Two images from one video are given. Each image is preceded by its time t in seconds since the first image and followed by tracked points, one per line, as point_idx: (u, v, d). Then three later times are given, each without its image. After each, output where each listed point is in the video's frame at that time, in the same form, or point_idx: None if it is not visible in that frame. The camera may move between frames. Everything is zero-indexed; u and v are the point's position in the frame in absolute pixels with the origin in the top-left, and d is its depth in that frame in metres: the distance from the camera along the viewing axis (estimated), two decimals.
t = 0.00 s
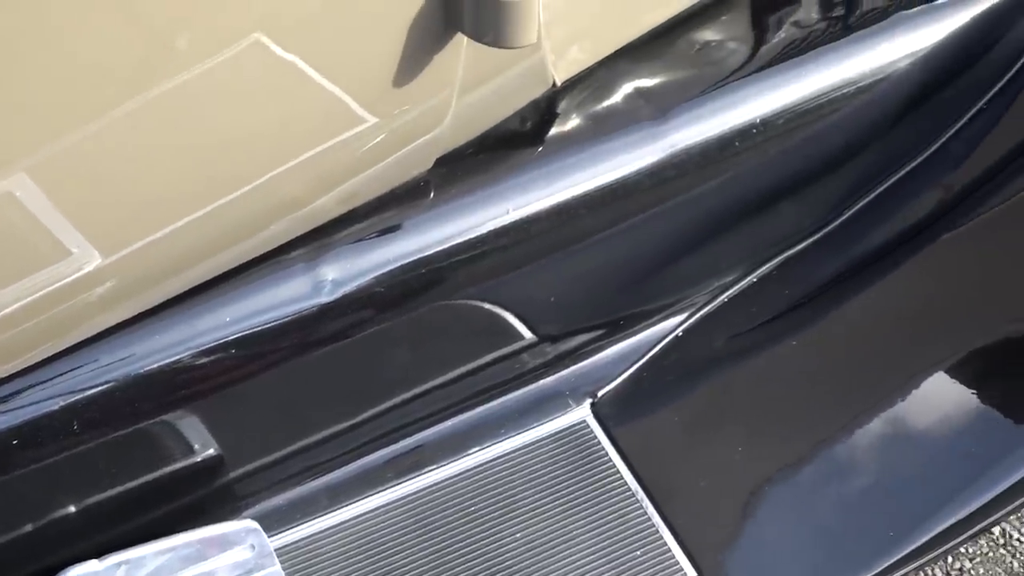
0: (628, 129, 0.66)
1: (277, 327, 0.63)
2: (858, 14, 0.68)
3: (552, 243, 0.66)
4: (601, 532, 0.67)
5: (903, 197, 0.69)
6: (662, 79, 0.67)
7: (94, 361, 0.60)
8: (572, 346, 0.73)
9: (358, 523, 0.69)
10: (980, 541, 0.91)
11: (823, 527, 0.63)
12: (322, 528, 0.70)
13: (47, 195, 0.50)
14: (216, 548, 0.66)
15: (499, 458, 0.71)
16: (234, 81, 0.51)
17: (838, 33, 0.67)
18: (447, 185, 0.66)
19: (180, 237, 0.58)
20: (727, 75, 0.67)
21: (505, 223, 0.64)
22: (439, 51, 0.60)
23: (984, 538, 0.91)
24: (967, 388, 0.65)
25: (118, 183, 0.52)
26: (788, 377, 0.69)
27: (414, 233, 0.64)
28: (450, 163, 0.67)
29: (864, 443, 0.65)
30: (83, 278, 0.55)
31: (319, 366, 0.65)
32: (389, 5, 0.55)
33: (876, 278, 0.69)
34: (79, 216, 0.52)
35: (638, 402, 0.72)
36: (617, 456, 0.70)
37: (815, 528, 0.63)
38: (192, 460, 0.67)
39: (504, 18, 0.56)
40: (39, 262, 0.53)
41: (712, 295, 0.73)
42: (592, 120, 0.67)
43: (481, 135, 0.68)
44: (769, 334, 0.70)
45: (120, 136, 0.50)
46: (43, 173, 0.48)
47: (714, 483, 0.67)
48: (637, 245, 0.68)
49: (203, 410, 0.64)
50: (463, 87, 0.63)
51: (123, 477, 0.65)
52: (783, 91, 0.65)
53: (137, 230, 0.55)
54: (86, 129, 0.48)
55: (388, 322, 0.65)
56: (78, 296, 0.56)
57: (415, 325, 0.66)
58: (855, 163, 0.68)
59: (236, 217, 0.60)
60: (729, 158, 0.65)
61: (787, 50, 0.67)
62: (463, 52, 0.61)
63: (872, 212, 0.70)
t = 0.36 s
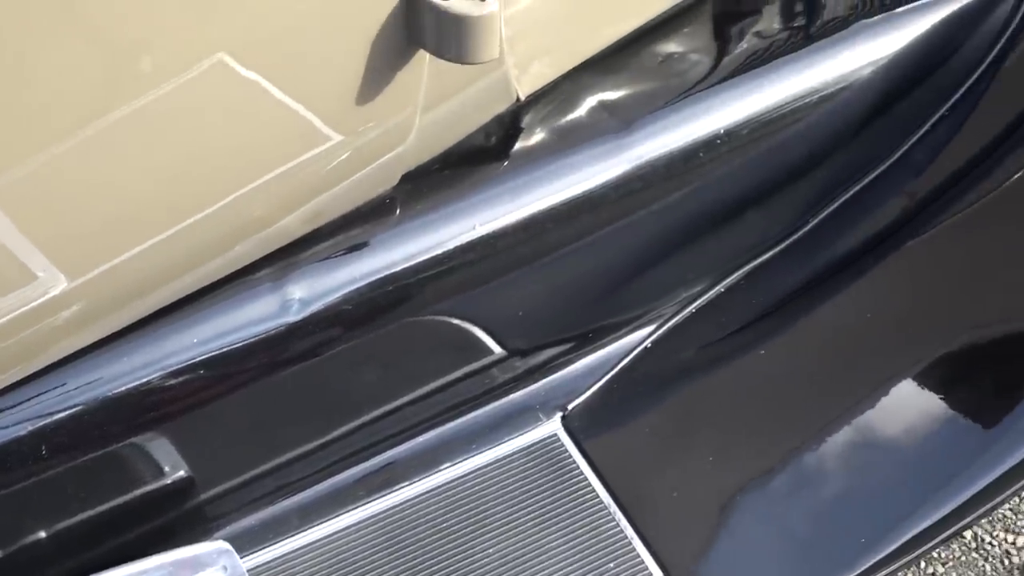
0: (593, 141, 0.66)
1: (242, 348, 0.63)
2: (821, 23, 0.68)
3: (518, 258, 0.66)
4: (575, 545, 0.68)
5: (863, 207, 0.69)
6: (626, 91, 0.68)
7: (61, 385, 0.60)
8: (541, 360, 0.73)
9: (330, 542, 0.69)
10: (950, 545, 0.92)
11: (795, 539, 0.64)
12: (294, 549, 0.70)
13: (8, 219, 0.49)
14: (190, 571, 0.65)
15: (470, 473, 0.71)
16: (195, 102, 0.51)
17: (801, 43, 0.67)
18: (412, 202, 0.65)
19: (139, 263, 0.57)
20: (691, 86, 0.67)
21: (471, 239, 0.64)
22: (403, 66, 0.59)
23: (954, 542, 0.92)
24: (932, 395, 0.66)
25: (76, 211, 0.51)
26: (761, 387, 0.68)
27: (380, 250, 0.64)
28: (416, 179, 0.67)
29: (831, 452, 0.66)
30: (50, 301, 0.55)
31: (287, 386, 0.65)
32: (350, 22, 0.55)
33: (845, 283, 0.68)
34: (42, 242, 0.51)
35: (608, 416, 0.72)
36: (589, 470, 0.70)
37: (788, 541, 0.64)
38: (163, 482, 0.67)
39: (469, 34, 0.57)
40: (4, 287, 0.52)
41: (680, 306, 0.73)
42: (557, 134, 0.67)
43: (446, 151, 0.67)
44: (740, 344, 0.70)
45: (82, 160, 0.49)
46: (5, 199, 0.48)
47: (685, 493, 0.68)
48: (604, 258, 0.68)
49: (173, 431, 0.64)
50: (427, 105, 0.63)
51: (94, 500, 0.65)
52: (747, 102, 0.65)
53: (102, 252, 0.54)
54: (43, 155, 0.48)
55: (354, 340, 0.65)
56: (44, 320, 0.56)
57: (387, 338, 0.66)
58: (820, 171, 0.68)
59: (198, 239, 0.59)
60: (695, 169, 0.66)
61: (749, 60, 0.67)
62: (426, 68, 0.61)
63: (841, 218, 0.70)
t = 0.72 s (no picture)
0: (556, 156, 0.66)
1: (208, 371, 0.62)
2: (778, 34, 0.68)
3: (484, 273, 0.66)
4: (545, 559, 0.67)
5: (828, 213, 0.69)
6: (589, 105, 0.67)
7: (25, 412, 0.59)
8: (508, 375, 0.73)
9: (300, 563, 0.69)
10: (921, 550, 0.93)
11: (766, 548, 0.63)
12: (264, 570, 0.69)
13: None
14: None
15: (439, 491, 0.71)
16: (155, 125, 0.51)
17: (761, 53, 0.67)
18: (376, 220, 0.65)
19: (103, 288, 0.57)
20: (652, 99, 0.67)
21: (436, 256, 0.64)
22: (364, 84, 0.60)
23: (925, 546, 0.93)
24: (899, 401, 0.66)
25: (43, 237, 0.51)
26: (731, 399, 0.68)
27: (345, 269, 0.64)
28: (378, 199, 0.66)
29: (800, 462, 0.66)
30: (13, 328, 0.54)
31: (255, 407, 0.65)
32: (312, 43, 0.55)
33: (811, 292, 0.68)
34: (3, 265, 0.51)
35: (575, 429, 0.72)
36: (559, 484, 0.70)
37: (759, 550, 0.63)
38: (131, 507, 0.66)
39: (426, 51, 0.57)
40: None
41: (646, 318, 0.73)
42: (519, 149, 0.67)
43: (408, 170, 0.67)
44: (703, 356, 0.70)
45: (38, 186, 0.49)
46: None
47: (655, 506, 0.67)
48: (571, 272, 0.68)
49: (140, 456, 0.64)
50: (388, 124, 0.63)
51: (62, 527, 0.65)
52: (707, 113, 0.65)
53: (64, 279, 0.54)
54: None
55: (321, 360, 0.65)
56: (8, 347, 0.55)
57: (353, 359, 0.66)
58: (784, 180, 0.68)
59: (162, 262, 0.59)
60: (657, 182, 0.66)
61: (709, 72, 0.67)
62: (387, 87, 0.61)
63: (806, 225, 0.70)
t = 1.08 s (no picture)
0: (520, 174, 0.66)
1: (176, 395, 0.62)
2: (740, 48, 0.68)
3: (451, 292, 0.65)
4: None
5: (793, 227, 0.69)
6: (553, 122, 0.68)
7: None
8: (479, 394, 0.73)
9: None
10: (893, 560, 0.94)
11: (737, 564, 0.64)
12: None
13: None
14: None
15: (411, 511, 0.70)
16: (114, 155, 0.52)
17: (723, 67, 0.67)
18: (342, 241, 0.65)
19: (70, 314, 0.57)
20: (616, 114, 0.67)
21: (403, 275, 0.64)
22: (326, 105, 0.60)
23: (897, 557, 0.94)
24: (867, 412, 0.66)
25: (26, 257, 0.52)
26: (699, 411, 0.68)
27: (311, 290, 0.63)
28: (345, 220, 0.66)
29: (771, 475, 0.66)
30: None
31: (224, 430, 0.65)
32: (274, 68, 0.55)
33: (780, 303, 0.68)
34: None
35: (547, 446, 0.71)
36: (530, 501, 0.69)
37: (731, 567, 0.64)
38: (102, 533, 0.66)
39: (390, 71, 0.57)
40: None
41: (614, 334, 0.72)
42: (484, 167, 0.67)
43: (374, 190, 0.67)
44: (670, 371, 0.70)
45: None
46: None
47: (627, 522, 0.67)
48: (539, 289, 0.68)
49: (110, 482, 0.63)
50: (351, 145, 0.63)
51: (32, 555, 0.64)
52: (670, 129, 0.65)
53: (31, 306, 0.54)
54: None
55: (290, 382, 0.64)
56: None
57: (321, 380, 0.66)
58: (750, 193, 0.69)
59: (129, 287, 0.58)
60: (622, 198, 0.66)
61: (672, 87, 0.67)
62: (348, 108, 0.61)
63: (770, 239, 0.70)
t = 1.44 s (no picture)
0: (488, 193, 0.65)
1: (148, 421, 0.61)
2: (706, 64, 0.68)
3: (423, 312, 0.65)
4: None
5: (760, 239, 0.68)
6: (522, 141, 0.67)
7: None
8: (451, 414, 0.71)
9: None
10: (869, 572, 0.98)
11: None
12: None
13: None
14: None
15: (385, 532, 0.69)
16: (79, 180, 0.50)
17: (688, 83, 0.67)
18: (311, 264, 0.64)
19: (38, 342, 0.55)
20: (585, 131, 0.67)
21: (373, 297, 0.63)
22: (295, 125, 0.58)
23: (873, 568, 0.98)
24: (839, 425, 0.67)
25: (25, 258, 0.51)
26: (672, 426, 0.67)
27: (281, 313, 0.62)
28: (314, 241, 0.65)
29: (745, 490, 0.66)
30: None
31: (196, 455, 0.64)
32: (242, 86, 0.54)
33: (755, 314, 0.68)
34: None
35: (520, 465, 0.70)
36: (506, 521, 0.68)
37: None
38: (75, 560, 0.66)
39: (357, 94, 0.56)
40: None
41: (585, 352, 0.71)
42: (451, 188, 0.66)
43: (341, 213, 0.66)
44: (643, 386, 0.68)
45: None
46: None
47: (601, 539, 0.67)
48: (510, 307, 0.67)
49: (80, 509, 0.62)
50: (319, 167, 0.62)
51: None
52: (636, 146, 0.65)
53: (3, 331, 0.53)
54: None
55: (263, 406, 0.64)
56: None
57: (293, 404, 0.65)
58: (723, 206, 0.68)
59: (99, 314, 0.57)
60: (590, 217, 0.65)
61: (638, 104, 0.67)
62: (315, 131, 0.60)
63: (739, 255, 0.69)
